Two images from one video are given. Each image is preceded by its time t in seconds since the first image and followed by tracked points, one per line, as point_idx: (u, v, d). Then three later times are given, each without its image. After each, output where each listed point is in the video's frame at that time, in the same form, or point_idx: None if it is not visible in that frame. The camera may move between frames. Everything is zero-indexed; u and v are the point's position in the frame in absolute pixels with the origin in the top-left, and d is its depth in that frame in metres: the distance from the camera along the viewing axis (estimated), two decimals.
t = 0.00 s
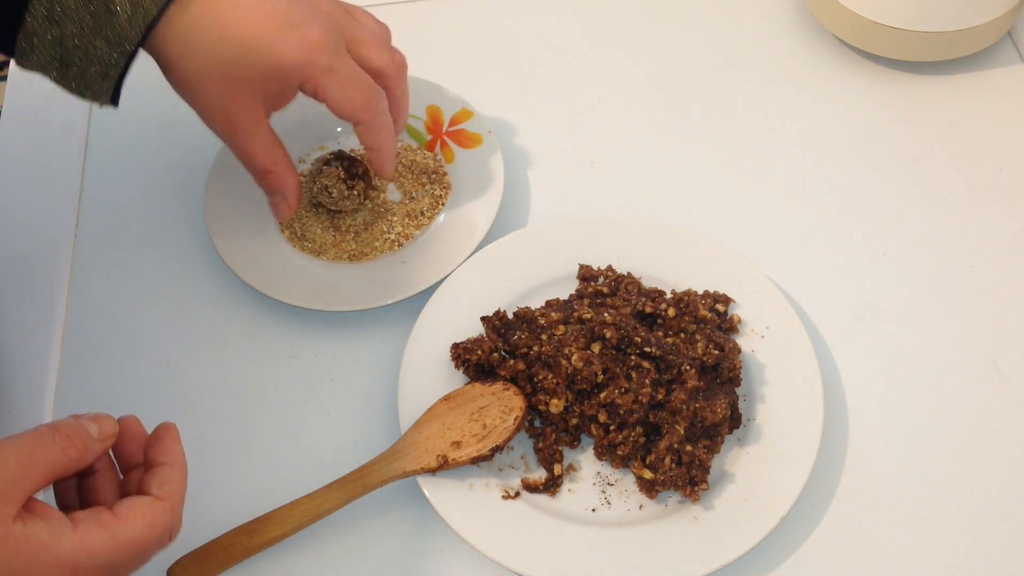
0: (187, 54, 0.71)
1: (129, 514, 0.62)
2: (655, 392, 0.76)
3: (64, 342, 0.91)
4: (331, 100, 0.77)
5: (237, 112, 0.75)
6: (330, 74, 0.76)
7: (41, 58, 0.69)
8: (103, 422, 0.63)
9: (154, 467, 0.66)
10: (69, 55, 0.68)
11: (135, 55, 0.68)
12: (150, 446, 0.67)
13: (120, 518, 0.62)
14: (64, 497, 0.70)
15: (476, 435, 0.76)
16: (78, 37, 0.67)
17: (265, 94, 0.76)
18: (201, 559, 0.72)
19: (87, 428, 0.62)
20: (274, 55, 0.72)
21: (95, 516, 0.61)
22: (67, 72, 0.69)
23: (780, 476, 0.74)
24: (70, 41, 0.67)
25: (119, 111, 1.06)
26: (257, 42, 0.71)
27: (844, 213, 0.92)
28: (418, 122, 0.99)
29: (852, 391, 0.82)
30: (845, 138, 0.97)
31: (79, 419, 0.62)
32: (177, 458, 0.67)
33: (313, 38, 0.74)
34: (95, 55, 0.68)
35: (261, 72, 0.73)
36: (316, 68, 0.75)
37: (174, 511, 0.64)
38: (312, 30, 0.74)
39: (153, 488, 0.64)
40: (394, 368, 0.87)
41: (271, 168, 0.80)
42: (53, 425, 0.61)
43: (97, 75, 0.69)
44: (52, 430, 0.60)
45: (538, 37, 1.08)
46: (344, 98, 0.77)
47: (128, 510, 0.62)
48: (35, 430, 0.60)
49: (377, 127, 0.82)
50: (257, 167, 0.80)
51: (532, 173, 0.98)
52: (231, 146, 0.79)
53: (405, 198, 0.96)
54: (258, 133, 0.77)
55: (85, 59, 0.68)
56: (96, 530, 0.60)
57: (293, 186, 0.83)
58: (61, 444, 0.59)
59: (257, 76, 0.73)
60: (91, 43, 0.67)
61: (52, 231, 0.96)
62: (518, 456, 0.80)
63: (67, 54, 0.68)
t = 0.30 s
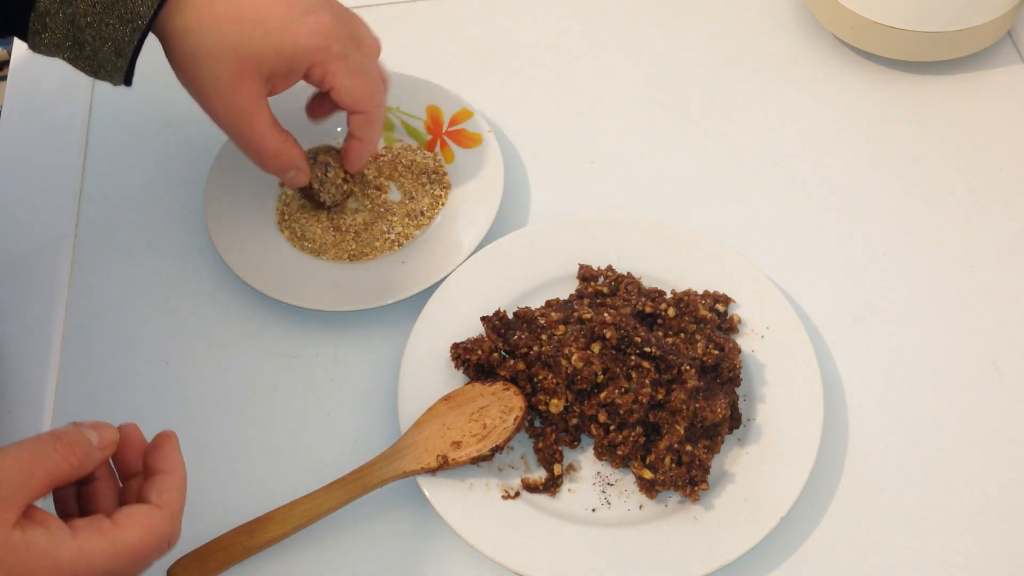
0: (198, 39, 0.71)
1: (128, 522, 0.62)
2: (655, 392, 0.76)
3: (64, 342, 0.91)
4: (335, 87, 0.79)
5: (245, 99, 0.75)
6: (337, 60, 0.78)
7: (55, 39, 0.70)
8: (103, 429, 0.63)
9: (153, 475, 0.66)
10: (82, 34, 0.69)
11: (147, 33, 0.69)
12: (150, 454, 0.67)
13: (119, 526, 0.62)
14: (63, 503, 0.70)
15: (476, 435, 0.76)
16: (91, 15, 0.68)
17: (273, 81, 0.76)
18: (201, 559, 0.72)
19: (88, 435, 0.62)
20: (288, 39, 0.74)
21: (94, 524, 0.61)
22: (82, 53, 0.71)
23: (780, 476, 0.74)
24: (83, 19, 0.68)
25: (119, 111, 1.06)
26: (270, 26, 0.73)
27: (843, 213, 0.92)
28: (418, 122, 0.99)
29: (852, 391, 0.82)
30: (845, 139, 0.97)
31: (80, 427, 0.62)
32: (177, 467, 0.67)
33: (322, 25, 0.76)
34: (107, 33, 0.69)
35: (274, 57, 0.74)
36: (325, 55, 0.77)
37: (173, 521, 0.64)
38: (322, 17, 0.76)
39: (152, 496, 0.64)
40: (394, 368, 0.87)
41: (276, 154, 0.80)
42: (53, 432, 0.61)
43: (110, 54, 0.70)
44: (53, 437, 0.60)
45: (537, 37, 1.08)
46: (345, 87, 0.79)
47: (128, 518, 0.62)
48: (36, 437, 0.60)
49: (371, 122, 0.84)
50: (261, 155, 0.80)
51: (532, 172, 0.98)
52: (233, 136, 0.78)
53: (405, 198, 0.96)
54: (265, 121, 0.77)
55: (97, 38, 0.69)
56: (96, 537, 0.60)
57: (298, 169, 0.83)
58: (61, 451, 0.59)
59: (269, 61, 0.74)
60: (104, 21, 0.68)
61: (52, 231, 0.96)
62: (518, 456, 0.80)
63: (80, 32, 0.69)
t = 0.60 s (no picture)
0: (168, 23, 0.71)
1: (131, 520, 0.62)
2: (655, 392, 0.76)
3: (64, 341, 0.91)
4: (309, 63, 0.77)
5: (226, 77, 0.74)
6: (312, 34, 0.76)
7: (35, 33, 0.69)
8: (105, 426, 0.63)
9: (156, 474, 0.66)
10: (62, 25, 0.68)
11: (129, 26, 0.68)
12: (153, 453, 0.67)
13: (122, 524, 0.62)
14: (65, 502, 0.70)
15: (476, 435, 0.76)
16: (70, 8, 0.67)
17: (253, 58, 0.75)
18: (201, 558, 0.72)
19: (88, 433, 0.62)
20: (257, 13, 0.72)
21: (97, 523, 0.61)
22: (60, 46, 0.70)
23: (780, 476, 0.74)
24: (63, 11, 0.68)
25: (119, 111, 1.06)
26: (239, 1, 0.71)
27: (843, 213, 0.92)
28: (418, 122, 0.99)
29: (852, 391, 0.82)
30: (845, 139, 0.97)
31: (82, 425, 0.62)
32: (180, 465, 0.66)
33: None
34: (87, 24, 0.68)
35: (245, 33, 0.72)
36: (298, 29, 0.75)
37: (176, 520, 0.64)
38: None
39: (155, 494, 0.64)
40: (394, 368, 0.87)
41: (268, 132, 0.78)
42: (55, 430, 0.61)
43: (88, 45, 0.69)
44: (56, 435, 0.60)
45: (537, 37, 1.08)
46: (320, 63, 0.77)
47: (130, 517, 0.62)
48: (40, 435, 0.60)
49: (359, 98, 0.80)
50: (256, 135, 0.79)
51: (532, 172, 0.98)
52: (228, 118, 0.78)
53: (405, 198, 0.96)
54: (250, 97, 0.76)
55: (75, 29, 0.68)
56: (99, 536, 0.60)
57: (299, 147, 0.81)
58: (64, 449, 0.60)
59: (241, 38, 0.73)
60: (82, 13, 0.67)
61: (52, 231, 0.96)
62: (518, 456, 0.80)
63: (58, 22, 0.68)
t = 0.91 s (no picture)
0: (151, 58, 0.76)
1: (131, 524, 0.62)
2: (655, 392, 0.76)
3: (65, 342, 0.91)
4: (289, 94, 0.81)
5: (207, 109, 0.80)
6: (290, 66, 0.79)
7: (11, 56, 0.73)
8: (104, 429, 0.63)
9: (156, 478, 0.66)
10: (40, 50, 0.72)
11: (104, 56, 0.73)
12: (153, 456, 0.67)
13: (123, 528, 0.62)
14: (64, 504, 0.70)
15: (476, 435, 0.76)
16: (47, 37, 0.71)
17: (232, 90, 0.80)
18: (201, 559, 0.72)
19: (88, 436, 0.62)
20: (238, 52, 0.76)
21: (97, 527, 0.61)
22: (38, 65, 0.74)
23: (780, 476, 0.74)
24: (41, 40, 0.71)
25: (119, 111, 1.06)
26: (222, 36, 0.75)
27: (843, 213, 0.92)
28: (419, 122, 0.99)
29: (852, 391, 0.82)
30: (845, 139, 0.97)
31: (83, 429, 0.62)
32: (180, 469, 0.67)
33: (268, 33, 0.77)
34: (66, 56, 0.72)
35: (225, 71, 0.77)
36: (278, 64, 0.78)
37: (176, 523, 0.64)
38: (265, 30, 0.77)
39: (156, 498, 0.64)
40: (394, 368, 0.87)
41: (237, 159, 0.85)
42: (55, 433, 0.61)
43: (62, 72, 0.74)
44: (57, 438, 0.60)
45: (537, 37, 1.08)
46: (305, 94, 0.81)
47: (131, 520, 0.62)
48: (41, 438, 0.60)
49: (342, 119, 0.85)
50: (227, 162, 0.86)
51: (532, 172, 0.98)
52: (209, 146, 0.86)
53: (405, 198, 0.96)
54: (227, 130, 0.83)
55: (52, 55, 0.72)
56: (99, 540, 0.60)
57: (267, 178, 0.88)
58: (65, 453, 0.60)
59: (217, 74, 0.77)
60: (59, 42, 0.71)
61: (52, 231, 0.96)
62: (518, 456, 0.80)
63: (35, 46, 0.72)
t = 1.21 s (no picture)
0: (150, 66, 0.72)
1: (131, 519, 0.62)
2: (655, 392, 0.76)
3: (65, 341, 0.91)
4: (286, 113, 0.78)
5: (209, 117, 0.76)
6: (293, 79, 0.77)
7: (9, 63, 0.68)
8: (103, 426, 0.63)
9: (156, 474, 0.66)
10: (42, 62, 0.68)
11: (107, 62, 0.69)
12: (153, 452, 0.67)
13: (122, 523, 0.62)
14: (64, 502, 0.70)
15: (476, 435, 0.76)
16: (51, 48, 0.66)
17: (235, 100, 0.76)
18: (200, 558, 0.72)
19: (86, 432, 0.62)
20: (242, 58, 0.73)
21: (97, 522, 0.61)
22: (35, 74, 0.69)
23: (780, 476, 0.74)
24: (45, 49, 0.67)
25: (119, 111, 1.06)
26: (225, 41, 0.72)
27: (843, 213, 0.92)
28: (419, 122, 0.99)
29: (852, 391, 0.82)
30: (845, 139, 0.97)
31: (83, 425, 0.62)
32: (179, 465, 0.67)
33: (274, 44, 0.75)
34: (68, 62, 0.67)
35: (229, 78, 0.74)
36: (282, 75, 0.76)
37: (175, 519, 0.64)
38: (275, 38, 0.75)
39: (155, 494, 0.64)
40: (394, 367, 0.87)
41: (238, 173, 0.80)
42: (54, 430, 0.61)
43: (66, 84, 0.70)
44: (57, 434, 0.60)
45: (537, 37, 1.08)
46: (294, 110, 0.77)
47: (130, 516, 0.62)
48: (41, 434, 0.60)
49: (329, 144, 0.82)
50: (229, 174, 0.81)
51: (532, 172, 0.98)
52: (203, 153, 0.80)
53: (405, 198, 0.96)
54: (232, 139, 0.77)
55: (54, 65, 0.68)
56: (99, 535, 0.60)
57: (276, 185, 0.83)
58: (65, 448, 0.60)
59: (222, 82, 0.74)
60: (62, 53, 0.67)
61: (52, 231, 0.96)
62: (518, 456, 0.80)
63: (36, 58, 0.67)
